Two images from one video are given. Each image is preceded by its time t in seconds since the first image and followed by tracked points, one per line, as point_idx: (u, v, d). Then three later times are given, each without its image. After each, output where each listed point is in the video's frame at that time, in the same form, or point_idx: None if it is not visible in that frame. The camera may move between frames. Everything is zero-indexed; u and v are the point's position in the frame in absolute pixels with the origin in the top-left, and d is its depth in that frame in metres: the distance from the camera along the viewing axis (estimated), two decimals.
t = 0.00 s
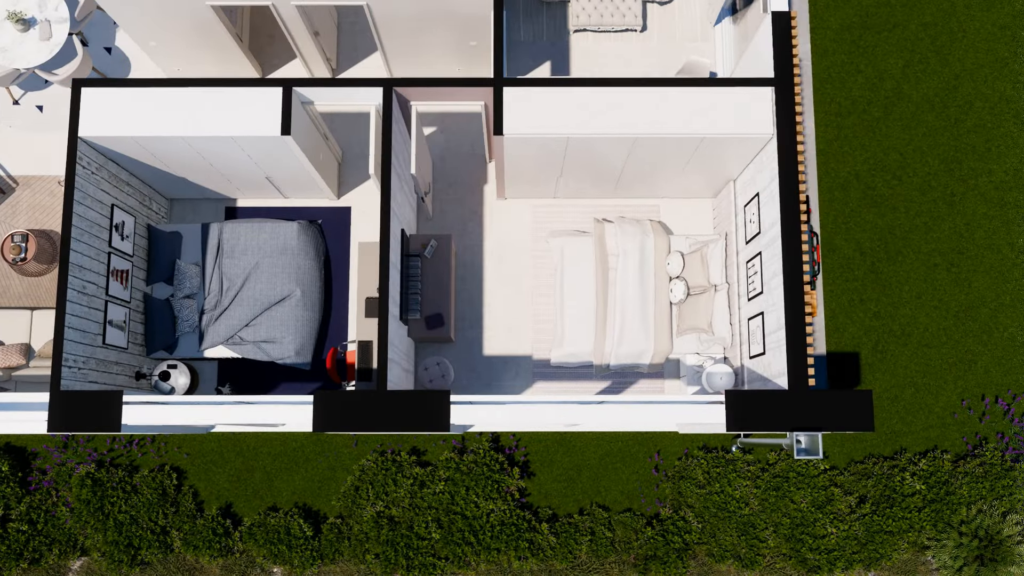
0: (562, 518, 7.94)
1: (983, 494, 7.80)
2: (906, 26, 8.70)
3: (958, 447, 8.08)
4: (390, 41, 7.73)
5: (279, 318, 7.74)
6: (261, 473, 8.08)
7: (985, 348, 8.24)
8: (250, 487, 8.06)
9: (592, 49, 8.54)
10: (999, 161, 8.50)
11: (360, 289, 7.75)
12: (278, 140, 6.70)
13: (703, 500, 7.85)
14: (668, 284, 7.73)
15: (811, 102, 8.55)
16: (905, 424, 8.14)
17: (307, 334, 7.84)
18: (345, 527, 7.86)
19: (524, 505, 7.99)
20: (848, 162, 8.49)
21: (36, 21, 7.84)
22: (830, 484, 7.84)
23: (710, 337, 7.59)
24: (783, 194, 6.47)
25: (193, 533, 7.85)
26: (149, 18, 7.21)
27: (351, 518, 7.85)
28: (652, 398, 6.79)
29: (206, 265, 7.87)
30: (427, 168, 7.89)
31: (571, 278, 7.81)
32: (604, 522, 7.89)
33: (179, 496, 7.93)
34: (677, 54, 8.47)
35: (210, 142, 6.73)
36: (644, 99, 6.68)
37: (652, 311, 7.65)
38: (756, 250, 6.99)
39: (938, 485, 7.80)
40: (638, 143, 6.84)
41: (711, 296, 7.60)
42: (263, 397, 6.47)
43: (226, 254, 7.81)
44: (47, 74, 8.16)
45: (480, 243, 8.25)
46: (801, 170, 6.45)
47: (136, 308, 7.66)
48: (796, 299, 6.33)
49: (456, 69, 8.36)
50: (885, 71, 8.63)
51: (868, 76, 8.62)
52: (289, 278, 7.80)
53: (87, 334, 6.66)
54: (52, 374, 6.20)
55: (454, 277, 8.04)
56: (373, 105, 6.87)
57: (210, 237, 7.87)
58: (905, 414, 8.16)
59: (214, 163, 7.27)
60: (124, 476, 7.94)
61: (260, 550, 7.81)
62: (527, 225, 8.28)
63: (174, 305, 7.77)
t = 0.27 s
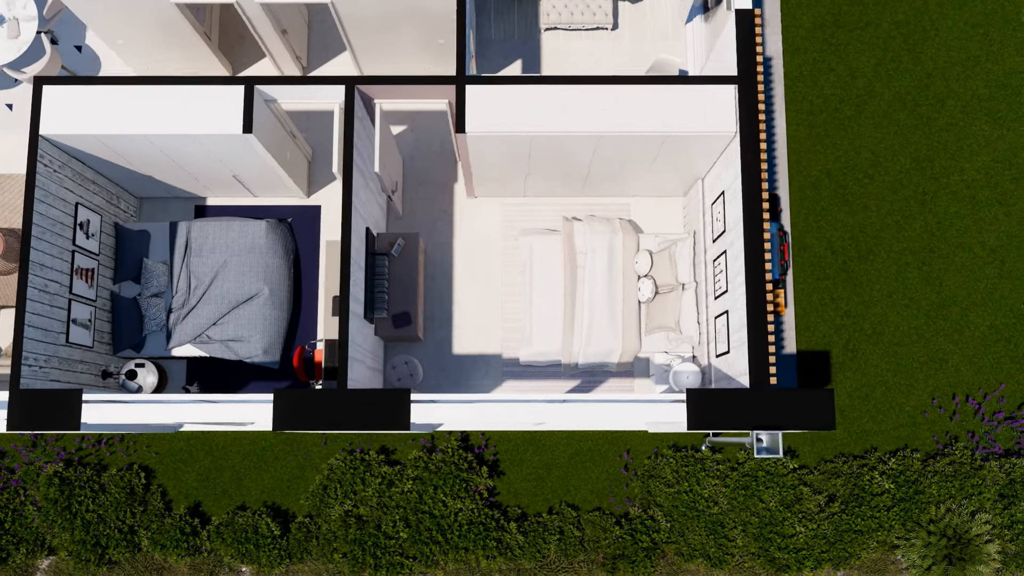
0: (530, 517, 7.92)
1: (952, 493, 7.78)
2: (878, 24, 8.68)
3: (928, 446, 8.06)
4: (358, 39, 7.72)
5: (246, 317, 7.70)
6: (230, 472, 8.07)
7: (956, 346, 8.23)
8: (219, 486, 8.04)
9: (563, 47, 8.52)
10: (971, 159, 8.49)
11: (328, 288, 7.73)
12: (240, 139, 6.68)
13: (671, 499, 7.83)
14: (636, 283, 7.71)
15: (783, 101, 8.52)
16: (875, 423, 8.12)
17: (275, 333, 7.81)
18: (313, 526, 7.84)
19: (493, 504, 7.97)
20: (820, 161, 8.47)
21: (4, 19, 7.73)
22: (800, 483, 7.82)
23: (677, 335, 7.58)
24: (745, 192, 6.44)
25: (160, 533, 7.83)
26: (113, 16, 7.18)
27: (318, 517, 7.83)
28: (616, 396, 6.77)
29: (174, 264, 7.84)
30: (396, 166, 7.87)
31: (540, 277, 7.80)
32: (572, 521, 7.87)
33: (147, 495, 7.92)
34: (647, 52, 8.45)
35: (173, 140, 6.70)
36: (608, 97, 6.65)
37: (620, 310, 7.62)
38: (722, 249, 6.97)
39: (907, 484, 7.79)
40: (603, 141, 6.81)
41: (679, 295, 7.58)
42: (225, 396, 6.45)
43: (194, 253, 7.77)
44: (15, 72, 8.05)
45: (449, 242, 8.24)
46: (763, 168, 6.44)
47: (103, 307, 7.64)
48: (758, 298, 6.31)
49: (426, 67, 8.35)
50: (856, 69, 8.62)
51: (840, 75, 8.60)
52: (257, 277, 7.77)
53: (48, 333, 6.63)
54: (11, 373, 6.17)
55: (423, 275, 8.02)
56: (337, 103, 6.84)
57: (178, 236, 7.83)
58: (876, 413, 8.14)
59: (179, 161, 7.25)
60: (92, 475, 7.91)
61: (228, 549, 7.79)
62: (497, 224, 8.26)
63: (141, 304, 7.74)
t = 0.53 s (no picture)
0: (499, 516, 7.90)
1: (922, 492, 7.77)
2: (850, 23, 8.67)
3: (899, 445, 8.03)
4: (325, 37, 7.71)
5: (214, 315, 7.68)
6: (199, 471, 8.05)
7: (927, 345, 8.22)
8: (188, 485, 8.03)
9: (534, 46, 8.51)
10: (943, 157, 8.48)
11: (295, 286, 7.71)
12: (203, 137, 6.65)
13: (640, 498, 7.82)
14: (605, 281, 7.70)
15: (755, 99, 8.51)
16: (846, 422, 8.10)
17: (243, 331, 7.80)
18: (281, 526, 7.82)
19: (462, 503, 7.96)
20: (791, 159, 8.45)
21: None
22: (769, 482, 7.80)
23: (645, 334, 7.56)
24: (708, 189, 6.41)
25: (128, 532, 7.81)
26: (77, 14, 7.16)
27: (286, 516, 7.81)
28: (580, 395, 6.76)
29: (142, 262, 7.82)
30: (365, 164, 7.84)
31: (508, 275, 7.78)
32: (541, 520, 7.85)
33: (115, 494, 7.90)
34: (618, 50, 8.44)
35: (135, 138, 6.68)
36: (571, 94, 6.62)
37: (588, 308, 7.60)
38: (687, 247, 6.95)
39: (876, 483, 7.77)
40: (567, 139, 6.79)
41: (647, 294, 7.58)
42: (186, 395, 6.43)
43: (162, 251, 7.74)
44: None
45: (419, 240, 8.23)
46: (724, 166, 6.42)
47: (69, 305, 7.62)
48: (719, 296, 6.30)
49: (396, 65, 8.33)
50: (829, 67, 8.60)
51: (812, 73, 8.58)
52: (225, 275, 7.75)
53: (10, 332, 6.61)
54: None
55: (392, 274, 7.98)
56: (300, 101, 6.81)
57: (146, 235, 7.81)
58: (846, 412, 8.12)
59: (144, 159, 7.23)
60: (60, 474, 7.90)
61: (195, 548, 7.77)
62: (467, 222, 8.26)
63: (108, 302, 7.73)
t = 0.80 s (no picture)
0: (468, 516, 7.88)
1: (891, 491, 7.75)
2: (823, 21, 8.65)
3: (869, 444, 8.01)
4: (292, 36, 7.67)
5: (182, 314, 7.64)
6: (167, 470, 8.02)
7: (898, 344, 8.19)
8: (156, 485, 8.00)
9: (504, 44, 8.48)
10: (915, 156, 8.45)
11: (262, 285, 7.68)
12: (166, 134, 6.60)
13: (609, 498, 7.80)
14: (572, 280, 7.64)
15: (726, 97, 8.47)
16: (816, 421, 8.07)
17: (211, 330, 7.76)
18: (249, 525, 7.79)
19: (430, 503, 7.93)
20: (762, 158, 8.42)
21: None
22: (738, 482, 7.78)
23: (613, 333, 7.53)
24: (670, 188, 6.39)
25: (95, 531, 7.79)
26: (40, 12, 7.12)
27: (254, 516, 7.78)
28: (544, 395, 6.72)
29: (109, 261, 7.77)
30: (332, 162, 7.80)
31: (477, 274, 7.76)
32: (510, 520, 7.82)
33: (83, 494, 7.89)
34: (589, 48, 8.41)
35: (97, 136, 6.63)
36: (534, 92, 6.52)
37: (555, 307, 7.57)
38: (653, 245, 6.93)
39: (845, 483, 7.76)
40: (531, 137, 6.72)
41: (614, 293, 7.54)
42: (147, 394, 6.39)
43: (130, 250, 7.69)
44: None
45: (388, 239, 8.21)
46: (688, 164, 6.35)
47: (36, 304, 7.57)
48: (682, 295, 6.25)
49: (365, 63, 8.29)
50: (801, 66, 8.57)
51: (784, 71, 8.55)
52: (192, 274, 7.72)
53: None
54: None
55: (360, 273, 7.96)
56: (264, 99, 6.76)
57: (114, 233, 7.76)
58: (817, 411, 8.09)
59: (110, 157, 7.18)
60: (27, 473, 7.87)
61: (163, 548, 7.75)
62: (437, 221, 8.22)
63: (75, 301, 7.69)
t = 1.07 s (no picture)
0: (436, 516, 7.85)
1: (860, 492, 7.73)
2: (795, 20, 8.62)
3: (839, 444, 7.98)
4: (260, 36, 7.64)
5: (149, 314, 7.59)
6: (135, 470, 7.99)
7: (869, 344, 8.17)
8: (124, 485, 7.97)
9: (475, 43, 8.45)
10: (887, 155, 8.44)
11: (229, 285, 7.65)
12: (127, 134, 6.52)
13: (577, 498, 7.77)
14: (541, 280, 7.62)
15: (698, 97, 8.44)
16: (787, 421, 8.04)
17: (179, 330, 7.71)
18: (216, 526, 7.76)
19: (398, 503, 7.90)
20: (734, 157, 8.39)
21: None
22: (707, 482, 7.76)
23: (581, 333, 7.50)
24: (632, 187, 6.37)
25: (62, 532, 7.76)
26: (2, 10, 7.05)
27: (221, 517, 7.75)
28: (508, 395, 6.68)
29: (76, 261, 7.75)
30: (300, 161, 7.77)
31: (445, 274, 7.73)
32: (478, 520, 7.80)
33: (50, 494, 7.85)
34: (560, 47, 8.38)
35: (58, 136, 6.54)
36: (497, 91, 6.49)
37: (523, 307, 7.55)
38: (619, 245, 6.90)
39: (814, 483, 7.74)
40: (494, 136, 6.68)
41: (581, 293, 7.53)
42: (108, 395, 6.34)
43: (97, 250, 7.67)
44: None
45: (358, 238, 8.18)
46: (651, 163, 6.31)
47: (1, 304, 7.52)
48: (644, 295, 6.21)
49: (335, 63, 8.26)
50: (773, 65, 8.54)
51: (756, 71, 8.52)
52: (159, 273, 7.67)
53: None
54: None
55: (328, 273, 7.94)
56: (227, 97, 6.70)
57: (81, 233, 7.73)
58: (787, 411, 8.07)
59: (73, 156, 7.10)
60: None
61: (130, 549, 7.72)
62: (407, 220, 8.20)
63: (42, 301, 7.67)
